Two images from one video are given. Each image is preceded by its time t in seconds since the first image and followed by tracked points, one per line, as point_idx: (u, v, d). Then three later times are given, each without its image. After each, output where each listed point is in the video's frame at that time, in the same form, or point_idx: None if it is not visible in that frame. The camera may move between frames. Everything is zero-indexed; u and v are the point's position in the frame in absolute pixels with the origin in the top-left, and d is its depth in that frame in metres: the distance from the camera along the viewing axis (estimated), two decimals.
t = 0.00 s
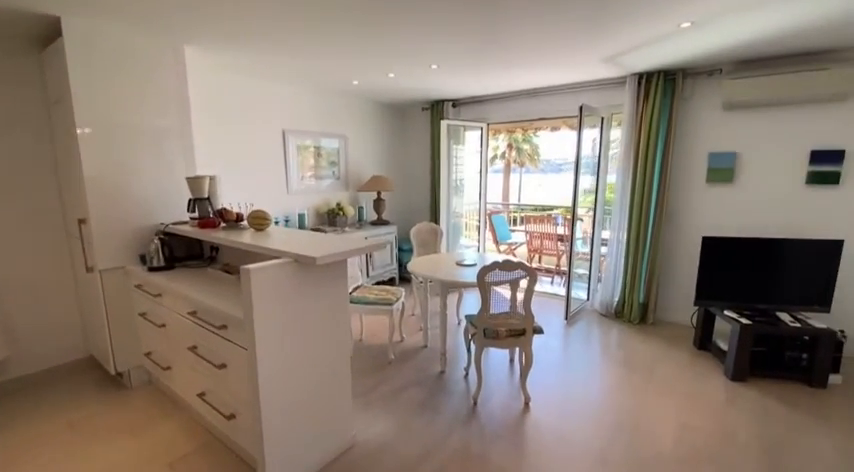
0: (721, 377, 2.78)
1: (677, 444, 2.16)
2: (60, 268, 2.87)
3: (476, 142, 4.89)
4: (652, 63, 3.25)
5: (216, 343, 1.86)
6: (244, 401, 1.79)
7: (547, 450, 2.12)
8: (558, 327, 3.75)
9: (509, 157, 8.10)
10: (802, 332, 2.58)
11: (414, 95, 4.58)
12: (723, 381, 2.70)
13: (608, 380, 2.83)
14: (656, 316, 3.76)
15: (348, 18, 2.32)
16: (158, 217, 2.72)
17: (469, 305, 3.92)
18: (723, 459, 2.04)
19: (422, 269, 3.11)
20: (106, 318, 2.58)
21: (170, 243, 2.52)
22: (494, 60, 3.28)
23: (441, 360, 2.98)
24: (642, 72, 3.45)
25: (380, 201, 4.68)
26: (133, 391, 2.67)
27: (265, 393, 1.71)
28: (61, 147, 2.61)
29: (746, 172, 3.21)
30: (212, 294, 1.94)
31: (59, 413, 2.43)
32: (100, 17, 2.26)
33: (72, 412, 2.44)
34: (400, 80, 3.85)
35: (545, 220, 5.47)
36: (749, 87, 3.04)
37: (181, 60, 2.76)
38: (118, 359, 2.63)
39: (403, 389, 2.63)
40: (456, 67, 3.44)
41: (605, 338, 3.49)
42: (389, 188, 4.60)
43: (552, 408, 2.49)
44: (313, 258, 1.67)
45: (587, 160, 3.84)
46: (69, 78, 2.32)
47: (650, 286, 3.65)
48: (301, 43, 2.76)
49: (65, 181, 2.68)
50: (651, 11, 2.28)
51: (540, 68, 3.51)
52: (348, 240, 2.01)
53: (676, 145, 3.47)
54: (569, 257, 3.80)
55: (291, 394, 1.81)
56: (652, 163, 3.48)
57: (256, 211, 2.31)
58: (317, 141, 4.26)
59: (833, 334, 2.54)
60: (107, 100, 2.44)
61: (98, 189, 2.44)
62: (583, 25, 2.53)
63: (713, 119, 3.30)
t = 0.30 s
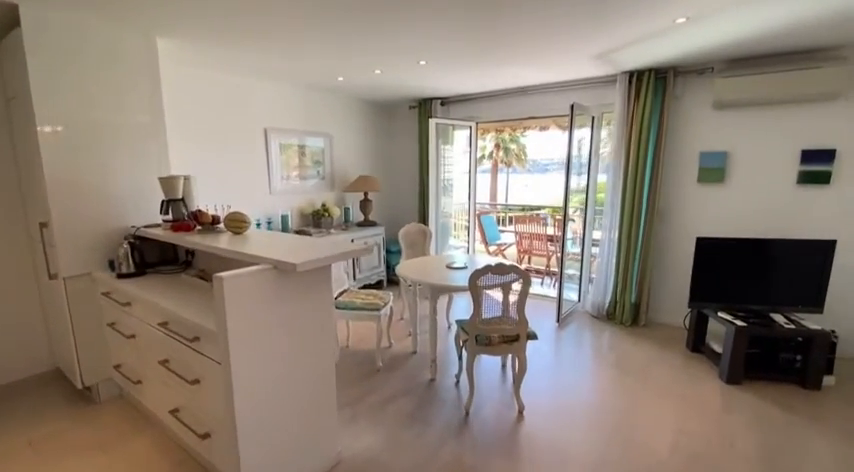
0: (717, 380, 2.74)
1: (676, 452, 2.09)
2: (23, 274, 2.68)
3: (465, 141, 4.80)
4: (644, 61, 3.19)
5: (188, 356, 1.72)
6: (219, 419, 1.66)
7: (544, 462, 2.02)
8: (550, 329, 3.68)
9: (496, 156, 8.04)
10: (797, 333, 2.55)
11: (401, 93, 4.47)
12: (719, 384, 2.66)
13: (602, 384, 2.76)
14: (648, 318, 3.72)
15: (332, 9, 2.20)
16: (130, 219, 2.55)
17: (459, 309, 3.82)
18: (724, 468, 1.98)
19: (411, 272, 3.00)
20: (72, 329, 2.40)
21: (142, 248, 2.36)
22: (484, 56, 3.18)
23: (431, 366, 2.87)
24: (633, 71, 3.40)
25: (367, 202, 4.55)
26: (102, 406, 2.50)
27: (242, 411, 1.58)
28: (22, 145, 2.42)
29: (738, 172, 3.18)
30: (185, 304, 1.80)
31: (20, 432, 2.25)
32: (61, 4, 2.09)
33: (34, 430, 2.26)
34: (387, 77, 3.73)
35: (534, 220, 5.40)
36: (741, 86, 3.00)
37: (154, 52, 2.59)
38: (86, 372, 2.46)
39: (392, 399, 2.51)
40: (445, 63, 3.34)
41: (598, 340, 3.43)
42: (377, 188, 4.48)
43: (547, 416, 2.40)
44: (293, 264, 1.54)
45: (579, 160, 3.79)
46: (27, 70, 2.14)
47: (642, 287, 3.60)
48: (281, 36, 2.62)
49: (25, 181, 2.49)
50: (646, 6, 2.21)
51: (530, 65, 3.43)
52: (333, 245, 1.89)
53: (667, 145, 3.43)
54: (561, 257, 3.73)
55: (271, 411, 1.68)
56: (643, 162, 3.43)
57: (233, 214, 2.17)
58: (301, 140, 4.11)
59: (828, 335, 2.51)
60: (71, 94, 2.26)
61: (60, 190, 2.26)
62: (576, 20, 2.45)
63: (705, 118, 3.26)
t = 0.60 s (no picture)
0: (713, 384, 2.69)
1: (676, 461, 2.02)
2: None
3: (455, 140, 4.70)
4: (637, 59, 3.13)
5: (159, 371, 1.58)
6: (193, 440, 1.53)
7: None
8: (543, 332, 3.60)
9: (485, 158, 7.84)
10: (794, 335, 2.51)
11: (389, 91, 4.35)
12: (715, 388, 2.61)
13: (598, 390, 2.68)
14: (641, 319, 3.66)
15: None
16: (99, 223, 2.38)
17: (450, 313, 3.72)
18: None
19: (400, 276, 2.88)
20: (35, 341, 2.23)
21: (114, 255, 2.19)
22: (474, 53, 3.08)
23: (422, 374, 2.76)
24: (626, 69, 3.34)
25: (355, 203, 4.42)
26: (70, 423, 2.33)
27: (217, 431, 1.46)
28: None
29: (731, 171, 3.14)
30: (155, 314, 1.65)
31: None
32: None
33: None
34: (374, 74, 3.61)
35: (525, 221, 5.33)
36: (735, 84, 2.97)
37: (124, 44, 2.43)
38: (51, 387, 2.29)
39: (381, 410, 2.40)
40: (435, 60, 3.24)
41: (592, 343, 3.37)
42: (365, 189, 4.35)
43: (544, 425, 2.31)
44: (273, 271, 1.42)
45: (572, 160, 3.71)
46: None
47: (635, 288, 3.55)
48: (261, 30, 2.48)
49: None
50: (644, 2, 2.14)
51: (522, 62, 3.34)
52: (317, 250, 1.77)
53: (661, 144, 3.37)
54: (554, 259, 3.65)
55: (250, 429, 1.56)
56: (636, 161, 3.38)
57: (210, 216, 2.03)
58: (285, 139, 3.96)
59: (825, 337, 2.47)
60: (31, 88, 2.09)
61: (22, 192, 2.09)
62: (571, 16, 2.37)
63: (698, 117, 3.22)
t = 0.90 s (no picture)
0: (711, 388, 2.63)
1: None
2: None
3: (447, 139, 4.60)
4: (633, 56, 3.07)
5: (127, 389, 1.44)
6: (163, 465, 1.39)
7: None
8: (537, 336, 3.52)
9: (475, 157, 7.89)
10: (793, 338, 2.46)
11: (378, 89, 4.23)
12: (714, 393, 2.55)
13: (596, 396, 2.60)
14: (636, 322, 3.60)
15: None
16: (68, 226, 2.22)
17: (442, 318, 3.62)
18: None
19: (391, 280, 2.77)
20: None
21: (82, 258, 2.08)
22: (466, 48, 2.98)
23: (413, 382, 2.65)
24: (621, 66, 3.28)
25: (344, 203, 4.30)
26: (36, 442, 2.16)
27: (190, 453, 1.33)
28: None
29: (727, 171, 3.10)
30: (123, 326, 1.52)
31: None
32: None
33: None
34: (363, 70, 3.49)
35: (517, 222, 5.25)
36: (732, 83, 2.91)
37: (94, 34, 2.27)
38: (14, 402, 2.13)
39: (372, 421, 2.28)
40: (426, 56, 3.13)
41: (587, 346, 3.30)
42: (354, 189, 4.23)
43: (541, 435, 2.22)
44: (251, 280, 1.30)
45: (566, 159, 3.63)
46: None
47: (631, 290, 3.49)
48: (244, 22, 2.35)
49: None
50: None
51: (516, 59, 3.25)
52: (301, 256, 1.65)
53: (656, 144, 3.32)
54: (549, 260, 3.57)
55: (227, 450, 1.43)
56: (631, 161, 3.31)
57: (186, 219, 1.89)
58: (270, 137, 3.82)
59: (824, 340, 2.43)
60: None
61: None
62: (568, 10, 2.28)
63: (695, 116, 3.17)
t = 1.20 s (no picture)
0: (710, 391, 2.58)
1: None
2: None
3: (438, 138, 4.51)
4: (629, 53, 3.00)
5: (93, 408, 1.32)
6: None
7: None
8: (532, 339, 3.44)
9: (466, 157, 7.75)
10: (792, 341, 2.41)
11: (368, 86, 4.12)
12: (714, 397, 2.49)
13: (593, 402, 2.53)
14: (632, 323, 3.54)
15: None
16: (35, 230, 2.07)
17: (435, 323, 3.52)
18: None
19: (382, 284, 2.67)
20: None
21: (48, 265, 1.94)
22: (458, 44, 2.88)
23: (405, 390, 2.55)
24: (616, 64, 3.22)
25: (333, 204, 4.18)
26: None
27: None
28: None
29: (723, 171, 3.06)
30: (88, 340, 1.39)
31: None
32: None
33: None
34: (352, 66, 3.38)
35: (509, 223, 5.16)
36: (729, 81, 2.86)
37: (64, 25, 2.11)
38: None
39: (362, 433, 2.18)
40: (418, 52, 3.02)
41: (582, 350, 3.23)
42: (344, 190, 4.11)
43: (539, 445, 2.13)
44: (226, 290, 1.19)
45: (561, 159, 3.56)
46: None
47: (626, 291, 3.43)
48: (225, 13, 2.22)
49: None
50: None
51: (509, 56, 3.16)
52: (284, 262, 1.54)
53: (652, 143, 3.26)
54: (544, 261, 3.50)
55: None
56: (626, 162, 3.26)
57: (161, 222, 1.76)
58: (256, 136, 3.69)
59: (824, 342, 2.38)
60: None
61: None
62: (565, 4, 2.19)
63: (690, 114, 3.12)
